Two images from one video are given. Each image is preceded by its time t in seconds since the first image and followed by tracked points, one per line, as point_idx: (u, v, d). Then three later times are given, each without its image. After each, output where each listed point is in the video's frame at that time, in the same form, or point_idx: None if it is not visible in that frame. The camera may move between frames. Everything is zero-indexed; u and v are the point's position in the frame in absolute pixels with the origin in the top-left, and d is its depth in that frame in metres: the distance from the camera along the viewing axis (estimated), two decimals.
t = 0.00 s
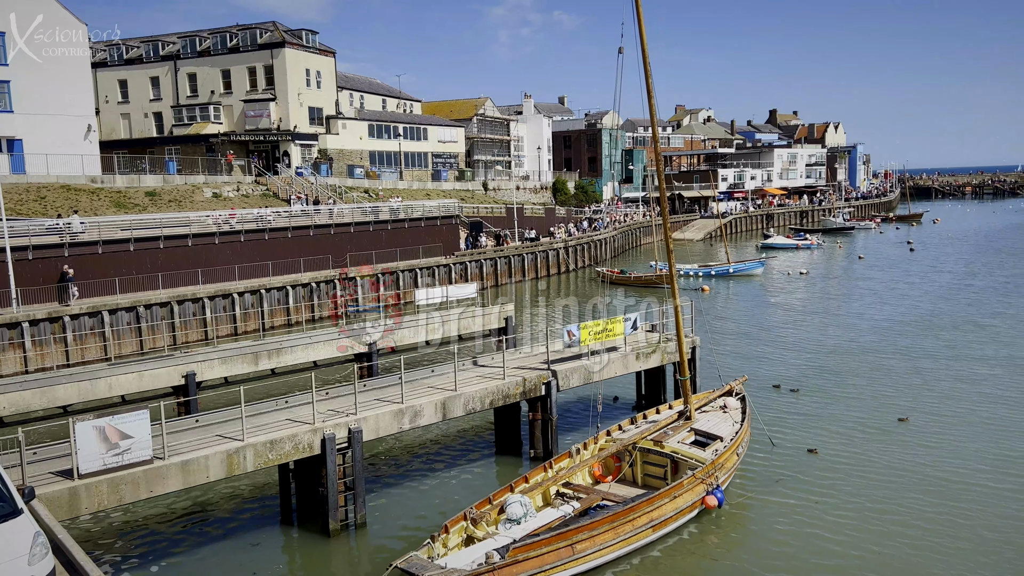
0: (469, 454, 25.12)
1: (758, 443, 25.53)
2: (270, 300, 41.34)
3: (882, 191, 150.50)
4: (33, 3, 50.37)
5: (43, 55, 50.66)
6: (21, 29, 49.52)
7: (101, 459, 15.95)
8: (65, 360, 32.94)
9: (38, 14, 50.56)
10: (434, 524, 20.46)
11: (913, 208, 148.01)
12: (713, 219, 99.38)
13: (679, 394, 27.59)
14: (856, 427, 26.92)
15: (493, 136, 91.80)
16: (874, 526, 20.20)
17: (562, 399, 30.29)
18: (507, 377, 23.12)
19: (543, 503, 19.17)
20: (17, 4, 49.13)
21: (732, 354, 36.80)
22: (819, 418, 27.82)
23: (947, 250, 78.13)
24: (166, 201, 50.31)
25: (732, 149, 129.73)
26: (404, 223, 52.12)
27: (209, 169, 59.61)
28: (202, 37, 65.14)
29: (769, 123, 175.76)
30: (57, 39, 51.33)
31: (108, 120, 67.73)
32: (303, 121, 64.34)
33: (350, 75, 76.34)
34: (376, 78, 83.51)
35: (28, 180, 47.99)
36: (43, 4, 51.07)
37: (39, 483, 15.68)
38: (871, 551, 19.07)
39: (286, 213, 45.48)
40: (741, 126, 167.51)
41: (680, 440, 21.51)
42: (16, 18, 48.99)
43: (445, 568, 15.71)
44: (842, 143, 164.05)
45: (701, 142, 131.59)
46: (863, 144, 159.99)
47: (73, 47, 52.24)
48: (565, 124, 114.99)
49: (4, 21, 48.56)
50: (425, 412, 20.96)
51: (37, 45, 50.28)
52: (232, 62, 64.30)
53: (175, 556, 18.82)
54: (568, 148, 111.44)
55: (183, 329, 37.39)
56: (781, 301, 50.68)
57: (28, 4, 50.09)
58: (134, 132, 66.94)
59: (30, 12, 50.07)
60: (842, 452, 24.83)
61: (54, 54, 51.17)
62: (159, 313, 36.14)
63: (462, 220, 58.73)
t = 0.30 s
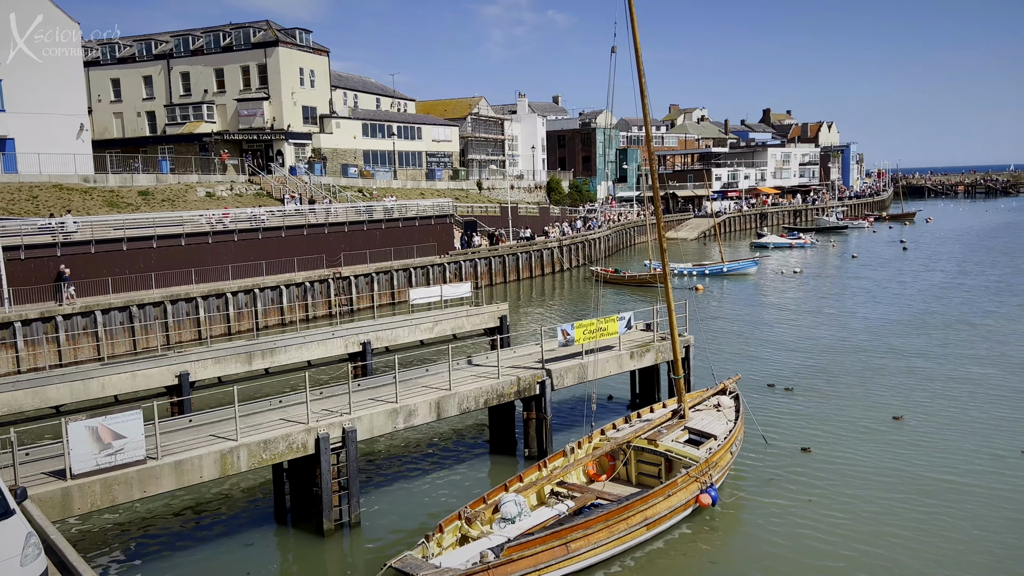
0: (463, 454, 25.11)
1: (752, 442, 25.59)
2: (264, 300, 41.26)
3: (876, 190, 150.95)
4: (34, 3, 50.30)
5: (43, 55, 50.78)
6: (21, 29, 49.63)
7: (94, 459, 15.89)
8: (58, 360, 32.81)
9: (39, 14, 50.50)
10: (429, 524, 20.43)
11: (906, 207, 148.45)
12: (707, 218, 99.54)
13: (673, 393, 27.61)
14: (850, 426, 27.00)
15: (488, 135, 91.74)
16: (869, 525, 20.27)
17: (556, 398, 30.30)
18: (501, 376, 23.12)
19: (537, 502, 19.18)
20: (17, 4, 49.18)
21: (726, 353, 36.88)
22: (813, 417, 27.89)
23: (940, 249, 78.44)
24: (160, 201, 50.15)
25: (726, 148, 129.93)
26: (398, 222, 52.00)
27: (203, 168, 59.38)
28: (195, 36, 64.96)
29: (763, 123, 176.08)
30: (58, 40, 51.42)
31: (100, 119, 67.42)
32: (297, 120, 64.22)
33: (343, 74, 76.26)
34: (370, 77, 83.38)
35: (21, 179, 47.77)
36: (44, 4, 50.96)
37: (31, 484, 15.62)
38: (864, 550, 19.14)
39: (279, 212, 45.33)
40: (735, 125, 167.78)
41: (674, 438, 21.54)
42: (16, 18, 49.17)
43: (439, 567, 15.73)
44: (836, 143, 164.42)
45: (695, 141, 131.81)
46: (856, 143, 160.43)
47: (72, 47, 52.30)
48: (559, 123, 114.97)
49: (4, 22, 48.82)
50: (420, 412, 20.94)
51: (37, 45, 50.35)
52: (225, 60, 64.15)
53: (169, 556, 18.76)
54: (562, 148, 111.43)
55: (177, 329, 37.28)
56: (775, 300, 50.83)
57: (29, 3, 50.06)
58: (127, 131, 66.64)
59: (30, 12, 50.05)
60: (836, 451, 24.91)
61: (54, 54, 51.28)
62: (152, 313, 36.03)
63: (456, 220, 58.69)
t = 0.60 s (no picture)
0: (450, 452, 25.10)
1: (737, 438, 25.75)
2: (249, 298, 41.05)
3: (859, 187, 152.10)
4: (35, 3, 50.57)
5: (43, 55, 51.18)
6: (20, 29, 50.00)
7: (76, 459, 15.75)
8: (39, 360, 32.49)
9: (39, 14, 50.73)
10: (415, 522, 20.42)
11: (889, 205, 149.80)
12: (692, 216, 99.97)
13: (659, 389, 27.73)
14: (833, 422, 27.20)
15: (474, 132, 91.60)
16: (852, 518, 20.49)
17: (542, 395, 30.35)
18: (488, 374, 23.12)
19: (524, 499, 19.23)
20: (18, 4, 49.39)
21: (711, 350, 37.05)
22: (797, 413, 28.10)
23: (922, 246, 79.20)
24: (143, 199, 49.74)
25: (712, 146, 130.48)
26: (384, 220, 51.84)
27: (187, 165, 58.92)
28: (179, 33, 64.44)
29: (748, 121, 176.92)
30: (57, 40, 51.62)
31: (82, 117, 66.71)
32: (281, 118, 63.87)
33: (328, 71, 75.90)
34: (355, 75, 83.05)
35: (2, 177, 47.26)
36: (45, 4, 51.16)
37: (13, 484, 15.47)
38: (848, 544, 19.31)
39: (264, 210, 45.05)
40: (720, 123, 168.56)
41: (659, 435, 21.66)
42: (15, 18, 49.55)
43: (426, 565, 15.74)
44: (820, 141, 165.59)
45: (681, 139, 132.33)
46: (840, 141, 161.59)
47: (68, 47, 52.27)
48: (545, 121, 114.96)
49: (4, 21, 49.27)
50: (406, 410, 20.91)
51: (36, 45, 50.75)
52: (209, 57, 63.68)
53: (153, 557, 18.63)
54: (548, 145, 111.45)
55: (161, 328, 37.01)
56: (759, 298, 51.11)
57: (30, 3, 50.30)
58: (110, 129, 66.00)
59: (31, 11, 50.28)
60: (820, 446, 25.13)
61: (54, 55, 51.65)
62: (135, 312, 35.74)
63: (442, 217, 58.62)
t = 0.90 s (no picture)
0: (433, 450, 25.07)
1: (720, 434, 25.90)
2: (230, 296, 40.80)
3: (841, 185, 153.32)
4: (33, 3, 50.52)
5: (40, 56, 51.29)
6: (20, 30, 49.80)
7: (55, 460, 15.56)
8: (18, 360, 32.08)
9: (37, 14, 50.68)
10: (399, 520, 20.37)
11: (870, 202, 151.15)
12: (676, 213, 100.35)
13: (643, 386, 27.82)
14: (815, 419, 27.38)
15: (457, 129, 91.38)
16: (834, 513, 20.68)
17: (525, 393, 30.38)
18: (471, 372, 23.09)
19: (509, 496, 19.25)
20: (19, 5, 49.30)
21: (694, 346, 37.20)
22: (779, 410, 28.31)
23: (902, 243, 80.05)
24: (123, 196, 49.22)
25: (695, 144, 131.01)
26: (367, 217, 51.59)
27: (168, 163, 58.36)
28: (159, 28, 63.74)
29: (730, 118, 177.79)
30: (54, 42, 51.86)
31: (61, 113, 65.83)
32: (263, 115, 63.43)
33: (310, 68, 75.43)
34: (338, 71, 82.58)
35: None
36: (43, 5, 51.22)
37: None
38: (830, 539, 19.46)
39: (246, 207, 44.70)
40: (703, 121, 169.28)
41: (643, 431, 21.75)
42: (15, 19, 49.33)
43: (411, 564, 15.72)
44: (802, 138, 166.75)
45: (664, 136, 132.77)
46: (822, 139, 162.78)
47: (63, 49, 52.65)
48: (529, 118, 114.83)
49: (4, 21, 48.91)
50: (389, 408, 20.84)
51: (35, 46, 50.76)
52: (190, 53, 63.09)
53: (134, 557, 18.48)
54: (532, 143, 111.36)
55: (142, 327, 36.67)
56: (742, 294, 51.41)
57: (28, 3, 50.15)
58: (89, 125, 65.20)
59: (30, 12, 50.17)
60: (801, 442, 25.34)
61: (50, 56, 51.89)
62: (115, 311, 35.38)
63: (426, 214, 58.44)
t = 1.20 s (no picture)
0: (416, 448, 25.03)
1: (701, 430, 26.09)
2: (210, 294, 40.49)
3: (820, 183, 154.67)
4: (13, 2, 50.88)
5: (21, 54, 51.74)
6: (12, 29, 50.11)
7: (32, 460, 15.36)
8: None
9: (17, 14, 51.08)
10: (382, 519, 20.31)
11: (849, 200, 152.67)
12: (657, 211, 100.79)
13: (624, 383, 27.91)
14: (795, 415, 27.61)
15: (439, 127, 91.14)
16: (814, 508, 20.88)
17: (507, 390, 30.44)
18: (454, 370, 23.06)
19: (491, 494, 19.27)
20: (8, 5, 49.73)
21: (675, 343, 37.42)
22: (759, 406, 28.55)
23: (880, 241, 80.96)
24: (100, 193, 48.67)
25: (676, 142, 131.58)
26: (348, 214, 51.34)
27: (147, 160, 57.76)
28: (137, 24, 63.03)
29: (711, 116, 178.75)
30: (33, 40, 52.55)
31: (37, 109, 64.89)
32: (243, 112, 62.95)
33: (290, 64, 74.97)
34: (319, 68, 82.15)
35: None
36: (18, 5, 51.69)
37: None
38: (811, 535, 19.62)
39: (226, 204, 44.34)
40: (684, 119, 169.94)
41: (625, 428, 21.84)
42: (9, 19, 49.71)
43: (394, 562, 15.70)
44: (782, 137, 167.97)
45: (645, 135, 133.20)
46: (801, 138, 164.05)
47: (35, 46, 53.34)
48: (511, 116, 114.76)
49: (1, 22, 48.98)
50: (371, 406, 20.77)
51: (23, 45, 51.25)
52: (169, 49, 62.46)
53: (113, 557, 18.31)
54: (514, 140, 111.32)
55: (120, 325, 36.32)
56: (722, 292, 51.75)
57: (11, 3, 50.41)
58: (65, 122, 64.33)
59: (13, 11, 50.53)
60: (781, 438, 25.58)
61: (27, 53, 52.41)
62: (93, 309, 35.01)
63: (407, 212, 58.28)
